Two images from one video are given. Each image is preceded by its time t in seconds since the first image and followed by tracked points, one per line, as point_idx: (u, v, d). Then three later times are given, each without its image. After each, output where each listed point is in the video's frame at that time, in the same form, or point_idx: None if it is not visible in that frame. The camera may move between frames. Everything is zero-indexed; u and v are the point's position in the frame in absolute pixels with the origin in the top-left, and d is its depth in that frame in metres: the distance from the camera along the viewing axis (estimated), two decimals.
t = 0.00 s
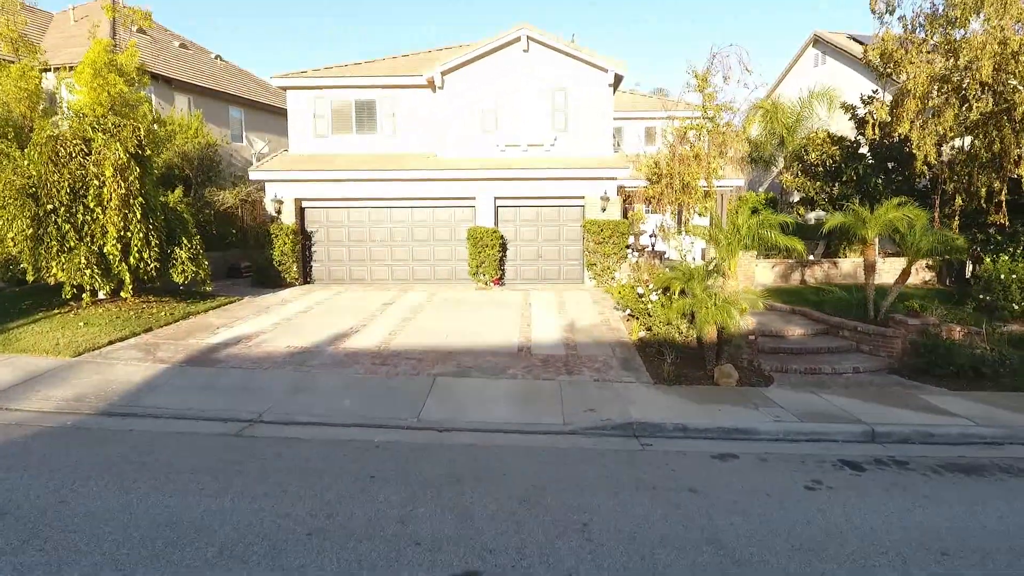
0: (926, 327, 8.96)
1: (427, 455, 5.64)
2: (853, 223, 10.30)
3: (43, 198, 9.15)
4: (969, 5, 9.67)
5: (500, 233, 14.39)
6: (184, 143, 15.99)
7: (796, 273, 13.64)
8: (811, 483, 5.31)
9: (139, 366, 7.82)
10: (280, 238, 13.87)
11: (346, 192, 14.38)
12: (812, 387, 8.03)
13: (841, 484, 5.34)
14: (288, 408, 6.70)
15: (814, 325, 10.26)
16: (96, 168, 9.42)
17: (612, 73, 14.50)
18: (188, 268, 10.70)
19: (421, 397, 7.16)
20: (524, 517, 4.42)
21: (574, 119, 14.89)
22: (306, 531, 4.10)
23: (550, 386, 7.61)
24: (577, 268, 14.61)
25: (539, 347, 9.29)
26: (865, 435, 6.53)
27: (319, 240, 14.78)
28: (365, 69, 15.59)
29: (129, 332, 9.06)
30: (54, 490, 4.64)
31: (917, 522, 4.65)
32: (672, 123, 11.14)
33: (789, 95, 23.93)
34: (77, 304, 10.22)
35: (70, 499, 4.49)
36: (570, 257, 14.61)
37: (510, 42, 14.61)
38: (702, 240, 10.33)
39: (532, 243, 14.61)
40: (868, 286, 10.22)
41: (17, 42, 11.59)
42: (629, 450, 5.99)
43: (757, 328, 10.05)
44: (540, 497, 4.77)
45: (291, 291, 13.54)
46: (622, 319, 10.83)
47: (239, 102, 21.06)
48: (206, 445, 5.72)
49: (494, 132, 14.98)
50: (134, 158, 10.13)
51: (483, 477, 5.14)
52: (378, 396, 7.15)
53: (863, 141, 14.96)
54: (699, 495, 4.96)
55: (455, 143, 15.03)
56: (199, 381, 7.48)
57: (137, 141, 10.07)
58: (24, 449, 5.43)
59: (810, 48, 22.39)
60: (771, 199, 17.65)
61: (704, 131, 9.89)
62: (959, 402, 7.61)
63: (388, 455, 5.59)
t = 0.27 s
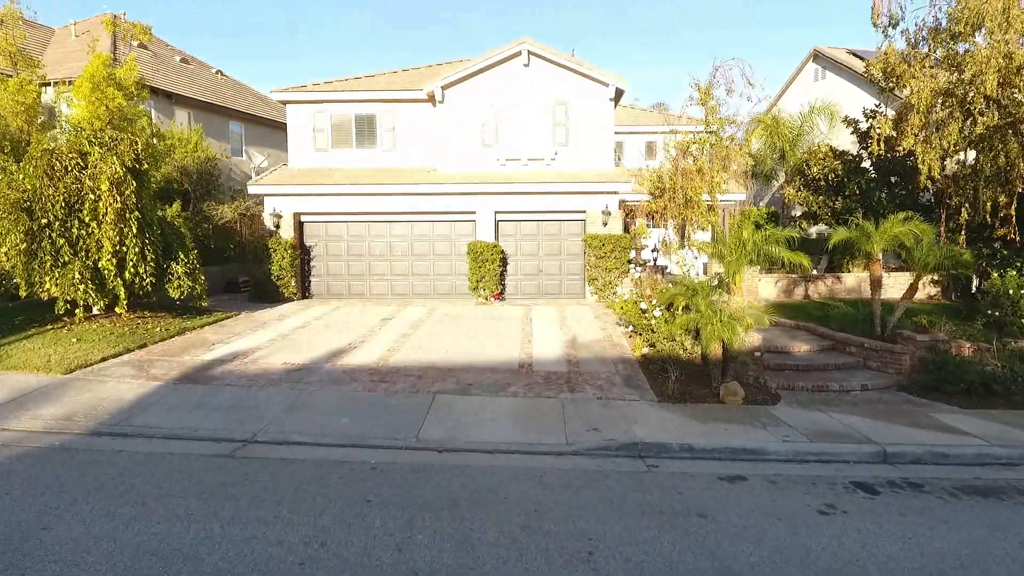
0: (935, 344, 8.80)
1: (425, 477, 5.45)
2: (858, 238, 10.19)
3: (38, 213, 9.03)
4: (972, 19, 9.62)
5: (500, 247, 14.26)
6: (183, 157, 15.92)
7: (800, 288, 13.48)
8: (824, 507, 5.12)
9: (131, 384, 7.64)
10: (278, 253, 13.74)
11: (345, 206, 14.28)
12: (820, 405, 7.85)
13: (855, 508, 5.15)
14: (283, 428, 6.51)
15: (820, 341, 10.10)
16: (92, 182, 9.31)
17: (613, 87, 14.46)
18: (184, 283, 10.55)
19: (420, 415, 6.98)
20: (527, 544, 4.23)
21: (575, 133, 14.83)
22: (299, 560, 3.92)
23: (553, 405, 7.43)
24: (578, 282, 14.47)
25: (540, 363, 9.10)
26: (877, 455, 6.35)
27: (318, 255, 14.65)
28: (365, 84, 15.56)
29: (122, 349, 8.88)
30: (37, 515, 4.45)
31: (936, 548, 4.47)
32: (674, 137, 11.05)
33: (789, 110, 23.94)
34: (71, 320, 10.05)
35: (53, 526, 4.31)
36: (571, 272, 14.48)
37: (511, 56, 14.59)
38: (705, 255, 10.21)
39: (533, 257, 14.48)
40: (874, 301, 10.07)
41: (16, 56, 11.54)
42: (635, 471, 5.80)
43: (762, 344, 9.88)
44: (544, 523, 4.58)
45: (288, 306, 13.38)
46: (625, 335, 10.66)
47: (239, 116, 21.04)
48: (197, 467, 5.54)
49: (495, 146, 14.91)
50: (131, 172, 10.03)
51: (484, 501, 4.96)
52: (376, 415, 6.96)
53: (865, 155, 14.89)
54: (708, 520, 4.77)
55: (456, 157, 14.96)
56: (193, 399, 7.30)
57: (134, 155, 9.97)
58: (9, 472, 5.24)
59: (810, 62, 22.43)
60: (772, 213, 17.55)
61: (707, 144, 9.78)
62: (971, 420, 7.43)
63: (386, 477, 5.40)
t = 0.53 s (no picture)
0: (944, 360, 8.62)
1: (422, 499, 5.26)
2: (863, 252, 10.06)
3: (31, 226, 8.90)
4: (976, 31, 9.55)
5: (500, 261, 14.11)
6: (181, 170, 15.84)
7: (803, 302, 13.32)
8: (837, 532, 4.93)
9: (122, 402, 7.46)
10: (276, 267, 13.60)
11: (343, 219, 14.15)
12: (828, 424, 7.66)
13: (869, 533, 4.95)
14: (276, 448, 6.32)
15: (826, 357, 9.92)
16: (87, 195, 9.19)
17: (614, 100, 14.39)
18: (179, 298, 10.40)
19: (418, 434, 6.79)
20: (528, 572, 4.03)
21: (576, 146, 14.74)
22: None
23: (554, 423, 7.24)
24: (579, 297, 14.31)
25: (541, 380, 8.91)
26: (889, 476, 6.15)
27: (316, 269, 14.50)
28: (365, 97, 15.51)
29: (114, 365, 8.70)
30: (16, 542, 4.26)
31: None
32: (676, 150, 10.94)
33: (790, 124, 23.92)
34: (63, 335, 9.89)
35: (32, 553, 4.12)
36: (572, 286, 14.33)
37: (511, 69, 14.54)
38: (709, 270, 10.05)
39: (533, 271, 14.33)
40: (881, 316, 9.91)
41: (13, 68, 11.48)
42: (639, 493, 5.60)
43: (767, 360, 9.70)
44: (545, 549, 4.38)
45: (285, 321, 13.22)
46: (627, 351, 10.48)
47: (239, 130, 21.02)
48: (186, 490, 5.34)
49: (495, 159, 14.82)
50: (126, 185, 9.92)
51: (484, 526, 4.76)
52: (373, 433, 6.77)
53: (868, 169, 14.81)
54: (716, 546, 4.58)
55: (456, 171, 14.87)
56: (184, 417, 7.11)
57: (130, 168, 9.87)
58: None
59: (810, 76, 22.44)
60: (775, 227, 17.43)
61: (709, 158, 9.68)
62: (984, 439, 7.23)
63: (381, 500, 5.21)
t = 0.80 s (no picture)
0: (949, 372, 8.48)
1: (416, 517, 5.11)
2: (866, 263, 9.95)
3: (23, 236, 8.79)
4: (977, 41, 9.50)
5: (499, 272, 14.00)
6: (178, 181, 15.77)
7: (804, 313, 13.19)
8: (844, 552, 4.76)
9: (112, 415, 7.31)
10: (272, 277, 13.48)
11: (341, 229, 14.05)
12: (832, 438, 7.51)
13: (877, 552, 4.79)
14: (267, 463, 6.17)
15: (829, 369, 9.78)
16: (80, 205, 9.09)
17: (613, 110, 14.34)
18: (174, 309, 10.28)
19: (413, 449, 6.64)
20: None
21: (575, 156, 14.67)
22: None
23: (553, 437, 7.09)
24: (578, 308, 14.18)
25: (540, 393, 8.76)
26: (895, 492, 6.00)
27: (313, 279, 14.38)
28: (364, 107, 15.48)
29: (105, 377, 8.56)
30: None
31: None
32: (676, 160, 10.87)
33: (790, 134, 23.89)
34: (55, 347, 9.75)
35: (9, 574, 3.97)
36: (571, 297, 14.20)
37: (510, 79, 14.51)
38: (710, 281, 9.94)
39: (532, 282, 14.22)
40: (884, 327, 9.78)
41: (9, 78, 11.43)
42: (639, 510, 5.45)
43: (769, 372, 9.56)
44: (542, 570, 4.22)
45: (281, 332, 13.08)
46: (627, 363, 10.35)
47: (238, 140, 21.00)
48: (173, 507, 5.19)
49: (494, 169, 14.75)
50: (121, 195, 9.83)
51: (479, 545, 4.61)
52: (367, 448, 6.63)
53: (868, 179, 14.74)
54: (718, 566, 4.42)
55: (454, 181, 14.79)
56: (175, 431, 6.96)
57: (125, 178, 9.78)
58: None
59: (810, 87, 22.45)
60: (776, 238, 17.35)
61: (709, 168, 9.60)
62: (992, 453, 7.07)
63: (373, 518, 5.06)
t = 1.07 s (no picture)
0: (954, 383, 8.35)
1: (410, 533, 4.97)
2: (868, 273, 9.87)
3: (16, 246, 8.70)
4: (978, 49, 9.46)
5: (498, 281, 13.90)
6: (176, 190, 15.71)
7: (805, 322, 13.08)
8: (850, 569, 4.62)
9: (103, 427, 7.18)
10: (269, 287, 13.38)
11: (339, 239, 13.97)
12: (836, 450, 7.37)
13: (884, 570, 4.65)
14: (259, 476, 6.04)
15: (832, 380, 9.64)
16: (75, 215, 9.01)
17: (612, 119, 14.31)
18: (169, 319, 10.18)
19: (408, 462, 6.51)
20: None
21: (574, 166, 14.62)
22: None
23: (551, 450, 6.95)
24: (578, 318, 14.07)
25: (539, 404, 8.63)
26: (901, 506, 5.86)
27: (311, 289, 14.28)
28: (363, 117, 15.45)
29: (98, 388, 8.44)
30: None
31: None
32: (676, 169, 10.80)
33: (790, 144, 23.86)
34: (47, 357, 9.64)
35: None
36: (571, 307, 14.09)
37: (510, 89, 14.49)
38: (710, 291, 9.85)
39: (531, 291, 14.11)
40: (887, 337, 9.66)
41: (6, 87, 11.38)
42: (640, 526, 5.31)
43: (771, 384, 9.43)
44: None
45: (278, 342, 12.96)
46: (626, 374, 10.22)
47: (237, 150, 20.98)
48: (161, 523, 5.05)
49: (493, 179, 14.69)
50: (116, 204, 9.75)
51: (474, 563, 4.47)
52: (362, 461, 6.50)
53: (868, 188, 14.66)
54: None
55: (453, 190, 14.73)
56: (166, 443, 6.83)
57: (121, 187, 9.72)
58: None
59: (809, 97, 22.45)
60: (776, 247, 17.27)
61: (710, 176, 9.53)
62: (999, 466, 6.93)
63: (367, 534, 4.93)
